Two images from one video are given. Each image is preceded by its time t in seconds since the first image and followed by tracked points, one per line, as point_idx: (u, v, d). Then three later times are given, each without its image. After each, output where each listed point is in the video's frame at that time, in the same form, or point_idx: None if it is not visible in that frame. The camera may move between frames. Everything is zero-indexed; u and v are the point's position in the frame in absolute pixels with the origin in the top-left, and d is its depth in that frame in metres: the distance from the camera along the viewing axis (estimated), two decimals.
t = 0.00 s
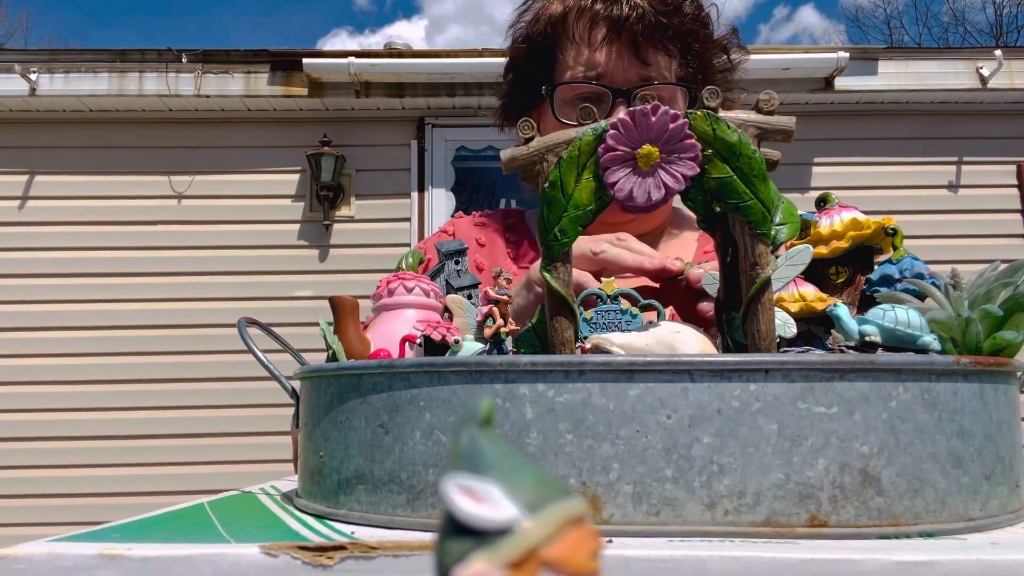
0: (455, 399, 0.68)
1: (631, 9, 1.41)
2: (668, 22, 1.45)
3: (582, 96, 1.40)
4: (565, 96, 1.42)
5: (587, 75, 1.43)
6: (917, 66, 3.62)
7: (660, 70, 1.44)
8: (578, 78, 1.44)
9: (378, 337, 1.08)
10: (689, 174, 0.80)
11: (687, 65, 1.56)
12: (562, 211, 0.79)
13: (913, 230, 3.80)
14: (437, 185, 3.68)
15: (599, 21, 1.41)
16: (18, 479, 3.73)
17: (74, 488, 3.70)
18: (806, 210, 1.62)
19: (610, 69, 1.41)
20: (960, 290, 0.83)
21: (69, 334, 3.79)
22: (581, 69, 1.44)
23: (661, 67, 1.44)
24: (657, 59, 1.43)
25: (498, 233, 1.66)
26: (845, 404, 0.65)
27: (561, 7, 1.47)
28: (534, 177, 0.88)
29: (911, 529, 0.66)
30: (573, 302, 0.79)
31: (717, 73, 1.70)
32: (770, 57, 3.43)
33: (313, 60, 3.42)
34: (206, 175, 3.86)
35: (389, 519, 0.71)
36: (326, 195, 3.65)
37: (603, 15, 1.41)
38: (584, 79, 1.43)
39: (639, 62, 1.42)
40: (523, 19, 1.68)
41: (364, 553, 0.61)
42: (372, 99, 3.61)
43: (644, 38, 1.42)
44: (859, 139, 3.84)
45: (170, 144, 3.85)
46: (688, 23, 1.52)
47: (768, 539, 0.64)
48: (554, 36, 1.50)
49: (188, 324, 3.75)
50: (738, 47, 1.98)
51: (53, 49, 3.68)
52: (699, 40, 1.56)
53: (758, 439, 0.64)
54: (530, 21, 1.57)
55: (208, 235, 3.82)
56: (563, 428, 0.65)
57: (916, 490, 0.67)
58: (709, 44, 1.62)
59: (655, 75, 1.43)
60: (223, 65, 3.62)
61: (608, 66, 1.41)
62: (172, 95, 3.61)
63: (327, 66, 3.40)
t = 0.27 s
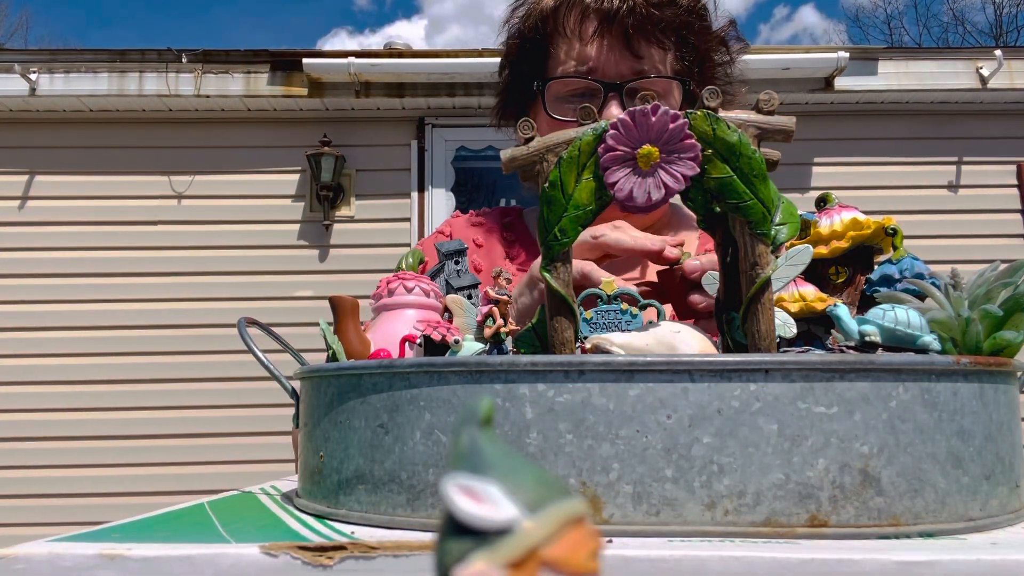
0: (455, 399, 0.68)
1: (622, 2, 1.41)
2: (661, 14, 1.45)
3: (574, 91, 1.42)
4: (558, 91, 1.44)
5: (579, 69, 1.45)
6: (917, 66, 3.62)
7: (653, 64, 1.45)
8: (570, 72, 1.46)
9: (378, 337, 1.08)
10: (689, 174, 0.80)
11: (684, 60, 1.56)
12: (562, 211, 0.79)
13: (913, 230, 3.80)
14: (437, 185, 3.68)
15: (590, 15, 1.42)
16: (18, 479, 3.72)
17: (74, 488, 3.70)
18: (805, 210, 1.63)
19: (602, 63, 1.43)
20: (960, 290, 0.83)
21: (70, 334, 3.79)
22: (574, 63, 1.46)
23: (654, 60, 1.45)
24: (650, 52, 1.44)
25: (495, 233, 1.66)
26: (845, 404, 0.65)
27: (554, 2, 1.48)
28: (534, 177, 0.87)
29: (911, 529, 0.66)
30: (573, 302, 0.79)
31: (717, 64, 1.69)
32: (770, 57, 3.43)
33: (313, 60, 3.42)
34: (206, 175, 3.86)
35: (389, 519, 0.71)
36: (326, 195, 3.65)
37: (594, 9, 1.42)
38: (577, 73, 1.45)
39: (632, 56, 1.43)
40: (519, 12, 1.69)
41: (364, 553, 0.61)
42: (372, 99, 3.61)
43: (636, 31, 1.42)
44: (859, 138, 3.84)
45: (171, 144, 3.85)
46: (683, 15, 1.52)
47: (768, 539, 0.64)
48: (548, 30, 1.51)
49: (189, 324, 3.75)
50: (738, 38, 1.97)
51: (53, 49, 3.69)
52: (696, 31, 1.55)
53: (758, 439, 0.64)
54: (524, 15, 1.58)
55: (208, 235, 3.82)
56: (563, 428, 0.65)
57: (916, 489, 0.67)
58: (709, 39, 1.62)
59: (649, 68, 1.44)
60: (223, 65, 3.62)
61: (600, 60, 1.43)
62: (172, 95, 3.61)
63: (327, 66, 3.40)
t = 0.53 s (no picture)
0: (455, 399, 0.68)
1: None
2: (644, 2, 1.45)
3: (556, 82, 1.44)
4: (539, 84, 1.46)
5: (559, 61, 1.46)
6: (917, 66, 3.62)
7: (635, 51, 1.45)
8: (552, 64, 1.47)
9: (378, 337, 1.08)
10: (689, 174, 0.80)
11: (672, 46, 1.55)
12: (562, 211, 0.79)
13: (913, 230, 3.80)
14: (437, 185, 3.68)
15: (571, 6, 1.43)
16: (18, 479, 3.73)
17: (74, 488, 3.70)
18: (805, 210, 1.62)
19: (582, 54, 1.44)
20: (960, 290, 0.83)
21: (71, 334, 3.79)
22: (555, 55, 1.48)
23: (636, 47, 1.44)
24: (632, 41, 1.44)
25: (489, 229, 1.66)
26: (846, 404, 0.65)
27: None
28: (533, 177, 0.87)
29: (911, 529, 0.66)
30: (573, 302, 0.79)
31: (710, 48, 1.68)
32: (770, 57, 3.43)
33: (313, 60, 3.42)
34: (206, 175, 3.86)
35: (389, 519, 0.71)
36: (326, 195, 3.65)
37: None
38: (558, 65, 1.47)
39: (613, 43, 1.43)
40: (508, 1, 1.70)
41: (364, 553, 0.61)
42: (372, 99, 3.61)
43: (617, 20, 1.42)
44: (859, 138, 3.84)
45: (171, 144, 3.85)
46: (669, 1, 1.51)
47: (768, 539, 0.64)
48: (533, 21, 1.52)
49: (189, 324, 3.75)
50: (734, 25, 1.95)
51: (53, 49, 3.69)
52: (683, 17, 1.54)
53: (758, 439, 0.64)
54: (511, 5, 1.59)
55: (208, 235, 3.82)
56: (563, 428, 0.65)
57: (916, 490, 0.67)
58: (700, 24, 1.60)
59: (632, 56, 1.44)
60: (223, 65, 3.62)
61: (580, 51, 1.44)
62: (172, 95, 3.61)
63: (327, 67, 3.40)
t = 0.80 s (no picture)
0: (455, 399, 0.68)
1: None
2: None
3: (541, 73, 1.44)
4: (525, 75, 1.46)
5: (544, 51, 1.46)
6: (917, 66, 3.63)
7: (621, 38, 1.44)
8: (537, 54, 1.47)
9: (378, 337, 1.08)
10: (689, 174, 0.80)
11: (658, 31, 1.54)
12: (562, 211, 0.79)
13: (913, 230, 3.80)
14: (438, 185, 3.68)
15: None
16: (19, 479, 3.73)
17: (74, 488, 3.70)
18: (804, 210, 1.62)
19: (567, 43, 1.43)
20: (960, 290, 0.83)
21: (71, 334, 3.79)
22: (539, 44, 1.47)
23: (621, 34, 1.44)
24: (617, 26, 1.44)
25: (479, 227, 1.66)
26: (845, 404, 0.65)
27: None
28: (533, 178, 0.87)
29: (911, 529, 0.66)
30: (573, 302, 0.79)
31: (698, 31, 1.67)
32: (770, 57, 3.43)
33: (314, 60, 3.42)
34: (206, 175, 3.86)
35: (389, 519, 0.71)
36: (326, 195, 3.65)
37: None
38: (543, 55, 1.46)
39: (598, 30, 1.42)
40: None
41: (364, 553, 0.61)
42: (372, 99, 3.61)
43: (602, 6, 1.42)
44: (859, 139, 3.84)
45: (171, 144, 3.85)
46: None
47: (768, 539, 0.64)
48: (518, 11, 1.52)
49: (189, 324, 3.75)
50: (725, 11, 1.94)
51: (53, 49, 3.69)
52: None
53: (758, 439, 0.64)
54: None
55: (209, 236, 3.83)
56: (563, 428, 0.65)
57: (916, 490, 0.67)
58: (687, 8, 1.59)
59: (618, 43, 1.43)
60: (223, 65, 3.62)
61: (564, 40, 1.43)
62: (173, 95, 3.61)
63: (327, 67, 3.40)
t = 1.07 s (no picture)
0: (455, 399, 0.68)
1: None
2: None
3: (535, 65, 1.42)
4: (518, 68, 1.44)
5: (537, 42, 1.45)
6: (917, 66, 3.63)
7: (615, 27, 1.44)
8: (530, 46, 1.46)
9: (378, 338, 1.08)
10: (689, 174, 0.80)
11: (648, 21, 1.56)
12: (562, 211, 0.79)
13: (913, 230, 3.80)
14: (438, 185, 3.68)
15: None
16: (19, 479, 3.73)
17: (74, 489, 3.70)
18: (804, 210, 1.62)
19: (562, 33, 1.42)
20: (960, 290, 0.83)
21: (71, 334, 3.79)
22: (531, 36, 1.46)
23: (616, 22, 1.44)
24: (611, 14, 1.44)
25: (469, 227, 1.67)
26: (845, 404, 0.65)
27: None
28: (533, 178, 0.87)
29: (911, 529, 0.66)
30: (573, 302, 0.79)
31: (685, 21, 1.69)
32: (770, 57, 3.43)
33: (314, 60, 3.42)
34: (206, 175, 3.86)
35: (389, 519, 0.71)
36: (326, 195, 3.65)
37: None
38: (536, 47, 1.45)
39: (592, 20, 1.42)
40: None
41: (364, 553, 0.61)
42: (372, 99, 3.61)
43: None
44: (859, 139, 3.84)
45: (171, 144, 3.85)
46: None
47: (767, 539, 0.64)
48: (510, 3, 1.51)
49: (189, 324, 3.75)
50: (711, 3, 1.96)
51: (53, 49, 3.70)
52: None
53: (758, 439, 0.64)
54: None
55: (209, 236, 3.83)
56: (563, 428, 0.65)
57: (916, 490, 0.67)
58: None
59: (612, 32, 1.43)
60: (223, 65, 3.63)
61: (558, 30, 1.42)
62: (172, 95, 3.61)
63: (327, 67, 3.41)
